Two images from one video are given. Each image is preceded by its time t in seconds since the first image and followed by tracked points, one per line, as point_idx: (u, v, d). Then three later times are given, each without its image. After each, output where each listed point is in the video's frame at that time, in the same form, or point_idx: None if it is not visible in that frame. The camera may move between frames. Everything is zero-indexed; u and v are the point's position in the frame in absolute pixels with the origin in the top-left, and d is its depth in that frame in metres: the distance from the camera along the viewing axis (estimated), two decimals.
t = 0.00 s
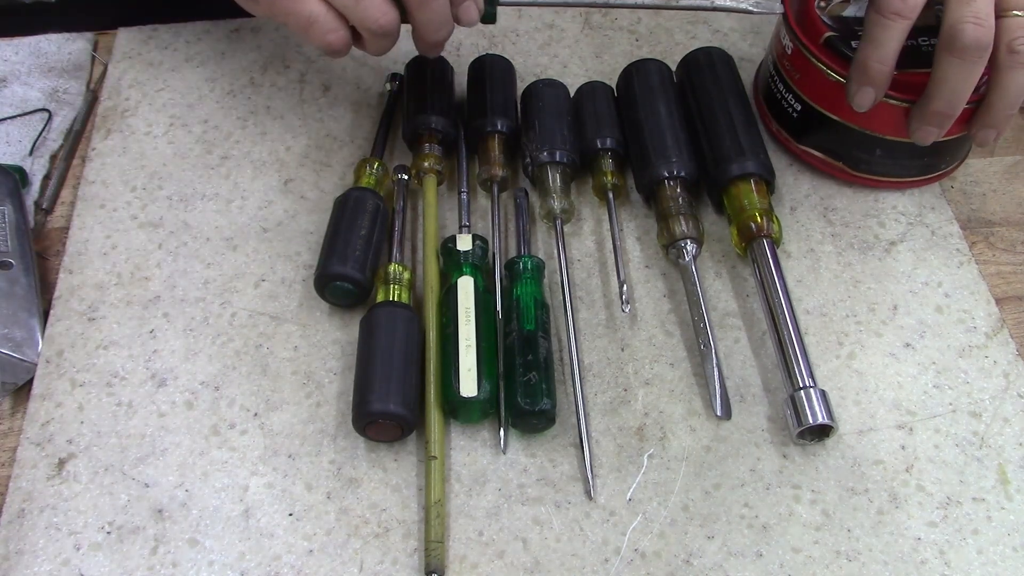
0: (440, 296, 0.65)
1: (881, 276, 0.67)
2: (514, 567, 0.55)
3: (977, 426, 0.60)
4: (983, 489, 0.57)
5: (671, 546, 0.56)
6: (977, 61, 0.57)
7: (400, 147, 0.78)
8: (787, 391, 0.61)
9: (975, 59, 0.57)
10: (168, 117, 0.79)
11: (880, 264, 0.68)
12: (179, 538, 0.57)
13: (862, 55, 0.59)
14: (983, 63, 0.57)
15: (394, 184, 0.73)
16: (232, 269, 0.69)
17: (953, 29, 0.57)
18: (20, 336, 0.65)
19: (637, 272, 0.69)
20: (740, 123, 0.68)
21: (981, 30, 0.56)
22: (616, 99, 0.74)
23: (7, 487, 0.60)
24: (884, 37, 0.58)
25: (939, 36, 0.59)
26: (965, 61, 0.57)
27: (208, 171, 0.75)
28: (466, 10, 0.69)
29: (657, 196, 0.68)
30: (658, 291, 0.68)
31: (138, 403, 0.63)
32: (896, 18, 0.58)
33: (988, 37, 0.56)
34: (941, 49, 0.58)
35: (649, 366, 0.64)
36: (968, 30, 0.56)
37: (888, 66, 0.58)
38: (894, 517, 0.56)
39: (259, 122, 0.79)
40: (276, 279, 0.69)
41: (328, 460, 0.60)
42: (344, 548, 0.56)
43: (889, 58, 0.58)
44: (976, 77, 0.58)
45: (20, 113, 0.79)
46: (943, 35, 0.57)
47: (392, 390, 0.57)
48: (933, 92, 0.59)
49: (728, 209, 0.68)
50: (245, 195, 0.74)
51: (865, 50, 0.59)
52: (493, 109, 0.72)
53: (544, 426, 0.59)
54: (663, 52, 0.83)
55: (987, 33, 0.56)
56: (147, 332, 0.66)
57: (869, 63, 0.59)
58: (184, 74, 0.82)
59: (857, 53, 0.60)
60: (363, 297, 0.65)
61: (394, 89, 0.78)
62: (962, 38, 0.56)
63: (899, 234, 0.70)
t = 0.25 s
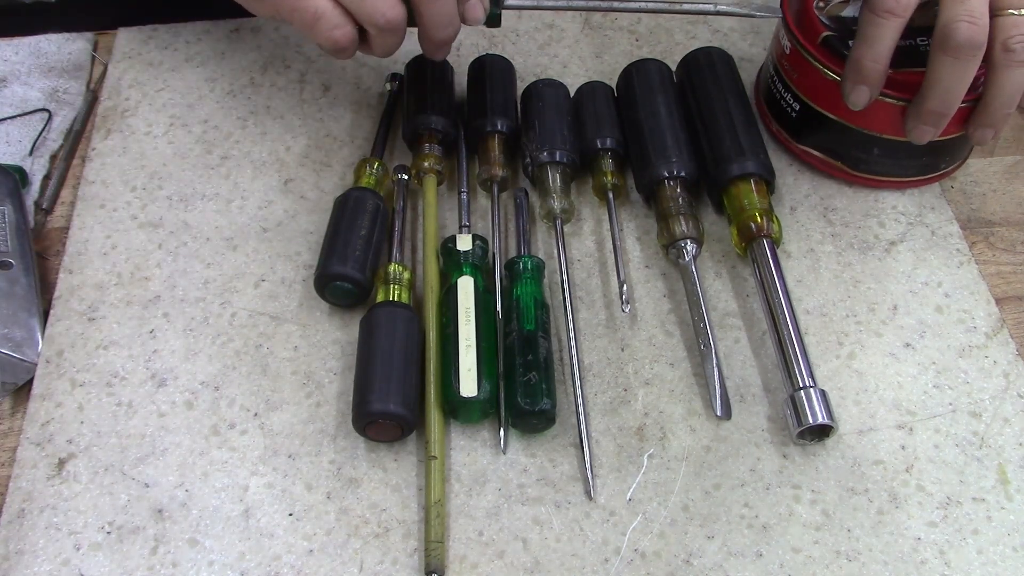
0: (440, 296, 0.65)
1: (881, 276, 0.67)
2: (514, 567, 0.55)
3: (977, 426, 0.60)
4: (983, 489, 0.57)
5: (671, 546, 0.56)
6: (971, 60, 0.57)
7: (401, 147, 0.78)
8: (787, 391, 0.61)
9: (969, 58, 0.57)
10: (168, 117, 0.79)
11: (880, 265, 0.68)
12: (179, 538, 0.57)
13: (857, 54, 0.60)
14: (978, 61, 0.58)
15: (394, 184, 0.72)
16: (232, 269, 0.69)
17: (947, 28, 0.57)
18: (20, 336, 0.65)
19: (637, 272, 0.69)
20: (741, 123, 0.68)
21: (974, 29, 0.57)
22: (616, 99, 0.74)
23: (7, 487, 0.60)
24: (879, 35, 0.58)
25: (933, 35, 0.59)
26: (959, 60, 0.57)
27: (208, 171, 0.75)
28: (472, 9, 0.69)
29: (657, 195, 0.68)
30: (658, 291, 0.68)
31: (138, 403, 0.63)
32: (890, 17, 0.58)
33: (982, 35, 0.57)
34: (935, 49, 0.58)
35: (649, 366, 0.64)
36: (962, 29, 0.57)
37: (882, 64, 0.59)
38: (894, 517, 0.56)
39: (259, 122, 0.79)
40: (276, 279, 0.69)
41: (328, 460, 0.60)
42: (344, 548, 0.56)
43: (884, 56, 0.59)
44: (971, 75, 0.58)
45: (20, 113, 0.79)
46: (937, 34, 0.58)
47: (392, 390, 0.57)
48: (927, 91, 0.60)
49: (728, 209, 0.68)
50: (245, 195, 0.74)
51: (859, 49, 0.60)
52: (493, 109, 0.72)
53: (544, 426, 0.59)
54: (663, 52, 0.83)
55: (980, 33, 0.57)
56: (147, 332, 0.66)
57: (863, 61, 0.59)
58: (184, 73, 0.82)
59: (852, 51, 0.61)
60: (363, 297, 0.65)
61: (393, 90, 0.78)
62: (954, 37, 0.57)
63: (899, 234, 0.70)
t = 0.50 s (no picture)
0: (440, 297, 0.65)
1: (881, 276, 0.67)
2: (514, 567, 0.55)
3: (978, 426, 0.60)
4: (983, 489, 0.57)
5: (671, 546, 0.56)
6: (945, 63, 0.57)
7: (401, 147, 0.78)
8: (787, 391, 0.61)
9: (943, 61, 0.57)
10: (168, 117, 0.79)
11: (880, 264, 0.68)
12: (179, 538, 0.57)
13: (820, 56, 0.61)
14: (953, 63, 0.57)
15: (394, 184, 0.72)
16: (233, 269, 0.69)
17: (918, 32, 0.57)
18: (20, 336, 0.65)
19: (637, 272, 0.69)
20: (741, 123, 0.68)
21: (946, 31, 0.56)
22: (616, 99, 0.74)
23: (7, 487, 0.60)
24: (839, 37, 0.59)
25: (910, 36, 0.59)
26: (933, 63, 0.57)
27: (208, 171, 0.75)
28: (469, 30, 0.72)
29: (657, 195, 0.68)
30: (658, 291, 0.68)
31: (138, 403, 0.63)
32: (853, 19, 0.58)
33: (954, 37, 0.56)
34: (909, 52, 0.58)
35: (649, 366, 0.64)
36: (933, 32, 0.56)
37: (844, 64, 0.59)
38: (894, 517, 0.56)
39: (260, 122, 0.79)
40: (276, 279, 0.69)
41: (328, 460, 0.60)
42: (344, 548, 0.56)
43: (845, 56, 0.59)
44: (947, 77, 0.58)
45: (20, 113, 0.79)
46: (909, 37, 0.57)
47: (392, 390, 0.57)
48: (908, 93, 0.59)
49: (728, 209, 0.68)
50: (245, 195, 0.74)
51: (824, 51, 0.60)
52: (493, 109, 0.72)
53: (544, 426, 0.59)
54: (663, 52, 0.83)
55: (952, 34, 0.56)
56: (147, 332, 0.66)
57: (826, 62, 0.60)
58: (184, 73, 0.82)
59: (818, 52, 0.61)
60: (363, 297, 0.65)
61: (393, 89, 0.78)
62: (925, 41, 0.56)
63: (899, 234, 0.70)
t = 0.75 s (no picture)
0: (440, 296, 0.65)
1: (881, 276, 0.67)
2: (514, 567, 0.55)
3: (978, 426, 0.60)
4: (982, 489, 0.57)
5: (671, 546, 0.56)
6: (947, 65, 0.57)
7: (401, 148, 0.78)
8: (788, 391, 0.61)
9: (944, 64, 0.57)
10: (168, 117, 0.79)
11: (880, 264, 0.68)
12: (179, 538, 0.57)
13: (813, 53, 0.61)
14: (955, 65, 0.57)
15: (394, 184, 0.72)
16: (233, 269, 0.69)
17: (919, 35, 0.57)
18: (20, 336, 0.65)
19: (637, 272, 0.69)
20: (741, 123, 0.68)
21: (947, 35, 0.56)
22: (616, 99, 0.74)
23: (7, 487, 0.60)
24: (834, 36, 0.59)
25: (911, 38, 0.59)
26: (934, 66, 0.57)
27: (208, 171, 0.75)
28: (470, 43, 0.75)
29: (657, 195, 0.68)
30: (658, 291, 0.68)
31: (138, 403, 0.63)
32: (845, 18, 0.58)
33: (955, 40, 0.56)
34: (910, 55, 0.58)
35: (649, 366, 0.64)
36: (934, 36, 0.56)
37: (835, 62, 0.60)
38: (895, 517, 0.56)
39: (260, 122, 0.79)
40: (276, 279, 0.69)
41: (328, 460, 0.60)
42: (344, 548, 0.56)
43: (838, 55, 0.59)
44: (948, 79, 0.58)
45: (20, 114, 0.79)
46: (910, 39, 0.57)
47: (392, 390, 0.57)
48: (909, 94, 0.59)
49: (728, 209, 0.68)
50: (246, 195, 0.74)
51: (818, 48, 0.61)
52: (493, 109, 0.72)
53: (544, 426, 0.59)
54: (663, 52, 0.83)
55: (953, 37, 0.56)
56: (147, 332, 0.66)
57: (818, 60, 0.60)
58: (184, 73, 0.82)
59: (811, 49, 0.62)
60: (364, 297, 0.65)
61: (393, 90, 0.78)
62: (926, 43, 0.56)
63: (899, 234, 0.70)
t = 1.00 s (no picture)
0: (440, 297, 0.65)
1: (881, 276, 0.67)
2: (514, 567, 0.55)
3: (978, 425, 0.60)
4: (983, 489, 0.57)
5: (671, 546, 0.56)
6: (966, 59, 0.55)
7: (401, 147, 0.78)
8: (789, 391, 0.61)
9: (963, 58, 0.55)
10: (168, 117, 0.79)
11: (880, 265, 0.68)
12: (179, 538, 0.57)
13: (831, 48, 0.58)
14: (972, 60, 0.55)
15: (394, 184, 0.72)
16: (233, 269, 0.69)
17: (939, 28, 0.55)
18: (20, 336, 0.65)
19: (637, 273, 0.69)
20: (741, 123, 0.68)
21: (968, 27, 0.54)
22: (616, 99, 0.74)
23: (6, 487, 0.60)
24: (853, 29, 0.56)
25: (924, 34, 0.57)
26: (954, 59, 0.55)
27: (208, 171, 0.75)
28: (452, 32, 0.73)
29: (657, 195, 0.68)
30: (658, 291, 0.68)
31: (138, 403, 0.63)
32: (865, 11, 0.56)
33: (975, 32, 0.54)
34: (926, 49, 0.56)
35: (649, 366, 0.64)
36: (956, 27, 0.54)
37: (856, 58, 0.57)
38: (895, 517, 0.56)
39: (260, 122, 0.79)
40: (276, 279, 0.69)
41: (328, 460, 0.60)
42: (344, 548, 0.56)
43: (858, 49, 0.56)
44: (965, 74, 0.56)
45: (20, 113, 0.79)
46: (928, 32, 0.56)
47: (392, 390, 0.57)
48: (922, 92, 0.57)
49: (727, 209, 0.68)
50: (246, 194, 0.74)
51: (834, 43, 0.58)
52: (493, 109, 0.72)
53: (544, 426, 0.59)
54: (663, 52, 0.83)
55: (974, 32, 0.54)
56: (147, 332, 0.66)
57: (837, 56, 0.57)
58: (184, 73, 0.82)
59: (826, 46, 0.59)
60: (363, 297, 0.65)
61: (393, 90, 0.78)
62: (948, 37, 0.54)
63: (899, 234, 0.70)
